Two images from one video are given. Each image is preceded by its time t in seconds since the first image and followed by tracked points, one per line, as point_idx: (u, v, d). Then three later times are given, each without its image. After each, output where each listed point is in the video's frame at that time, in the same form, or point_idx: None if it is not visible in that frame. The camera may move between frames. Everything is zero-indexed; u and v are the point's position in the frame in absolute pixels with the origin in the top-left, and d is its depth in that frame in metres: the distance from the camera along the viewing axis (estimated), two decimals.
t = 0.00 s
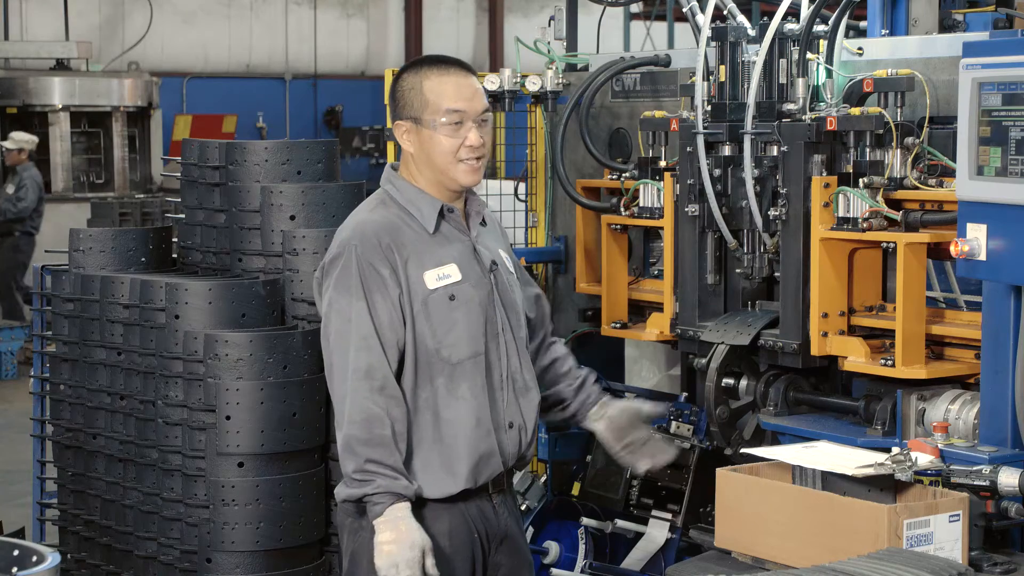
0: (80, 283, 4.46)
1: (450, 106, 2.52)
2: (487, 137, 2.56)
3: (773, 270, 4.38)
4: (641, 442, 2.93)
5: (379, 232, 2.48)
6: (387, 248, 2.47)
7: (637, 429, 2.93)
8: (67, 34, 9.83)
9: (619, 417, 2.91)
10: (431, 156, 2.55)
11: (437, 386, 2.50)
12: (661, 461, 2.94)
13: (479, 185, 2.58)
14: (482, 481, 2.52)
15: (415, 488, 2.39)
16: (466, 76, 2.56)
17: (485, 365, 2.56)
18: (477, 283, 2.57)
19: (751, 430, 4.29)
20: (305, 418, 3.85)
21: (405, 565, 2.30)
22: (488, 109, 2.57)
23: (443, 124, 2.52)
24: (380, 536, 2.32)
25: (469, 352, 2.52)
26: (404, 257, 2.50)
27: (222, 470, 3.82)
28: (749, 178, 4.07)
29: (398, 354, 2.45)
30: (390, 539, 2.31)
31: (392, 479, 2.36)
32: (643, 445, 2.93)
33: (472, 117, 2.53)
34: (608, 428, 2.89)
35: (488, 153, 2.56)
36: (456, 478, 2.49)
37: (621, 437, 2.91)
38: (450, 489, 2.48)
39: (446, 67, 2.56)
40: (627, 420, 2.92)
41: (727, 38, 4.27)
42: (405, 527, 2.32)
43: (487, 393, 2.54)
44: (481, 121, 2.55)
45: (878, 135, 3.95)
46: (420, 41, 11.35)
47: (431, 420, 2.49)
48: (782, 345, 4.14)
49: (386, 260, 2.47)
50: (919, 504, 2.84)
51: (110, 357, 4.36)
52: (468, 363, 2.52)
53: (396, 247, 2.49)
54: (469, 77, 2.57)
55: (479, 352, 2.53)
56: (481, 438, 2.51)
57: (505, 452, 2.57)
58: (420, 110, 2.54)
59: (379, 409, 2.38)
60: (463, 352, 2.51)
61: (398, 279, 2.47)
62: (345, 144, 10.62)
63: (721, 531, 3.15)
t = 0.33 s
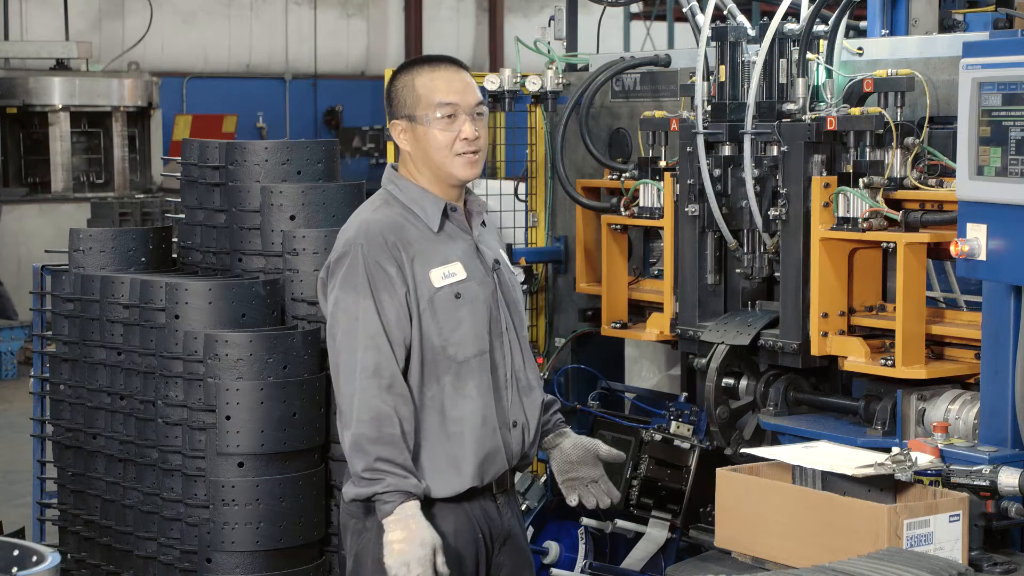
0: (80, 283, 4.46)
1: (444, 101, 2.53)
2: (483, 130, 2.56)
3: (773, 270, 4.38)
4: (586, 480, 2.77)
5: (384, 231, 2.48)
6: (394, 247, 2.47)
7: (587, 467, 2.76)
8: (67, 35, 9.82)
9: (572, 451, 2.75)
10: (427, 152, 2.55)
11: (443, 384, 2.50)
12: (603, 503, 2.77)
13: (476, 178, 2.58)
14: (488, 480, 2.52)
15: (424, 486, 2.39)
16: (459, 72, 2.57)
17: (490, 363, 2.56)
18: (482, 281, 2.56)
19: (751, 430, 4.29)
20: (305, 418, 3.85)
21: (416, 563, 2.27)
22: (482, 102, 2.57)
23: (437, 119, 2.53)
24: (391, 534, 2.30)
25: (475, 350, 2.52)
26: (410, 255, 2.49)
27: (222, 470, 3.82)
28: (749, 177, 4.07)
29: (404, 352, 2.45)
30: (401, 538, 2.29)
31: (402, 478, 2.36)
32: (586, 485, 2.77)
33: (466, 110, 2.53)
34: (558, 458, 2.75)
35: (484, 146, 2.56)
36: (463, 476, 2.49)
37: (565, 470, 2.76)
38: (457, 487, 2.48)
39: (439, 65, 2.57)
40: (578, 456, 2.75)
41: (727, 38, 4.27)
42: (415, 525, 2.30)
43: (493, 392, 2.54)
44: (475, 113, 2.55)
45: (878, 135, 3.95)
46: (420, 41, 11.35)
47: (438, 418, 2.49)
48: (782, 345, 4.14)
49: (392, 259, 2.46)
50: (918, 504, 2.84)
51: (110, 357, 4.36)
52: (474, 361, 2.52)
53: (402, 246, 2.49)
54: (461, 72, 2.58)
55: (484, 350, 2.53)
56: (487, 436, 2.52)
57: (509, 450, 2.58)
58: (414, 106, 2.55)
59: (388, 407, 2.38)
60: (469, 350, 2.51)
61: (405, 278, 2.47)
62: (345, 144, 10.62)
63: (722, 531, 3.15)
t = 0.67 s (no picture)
0: (80, 283, 4.46)
1: (446, 100, 2.53)
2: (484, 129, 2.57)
3: (773, 270, 4.38)
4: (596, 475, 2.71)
5: (378, 229, 2.48)
6: (386, 246, 2.47)
7: (598, 462, 2.71)
8: (67, 35, 9.82)
9: (583, 444, 2.71)
10: (430, 151, 2.55)
11: (436, 384, 2.50)
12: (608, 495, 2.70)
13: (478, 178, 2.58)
14: (482, 480, 2.52)
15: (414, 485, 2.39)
16: (461, 72, 2.58)
17: (484, 364, 2.56)
18: (476, 282, 2.56)
19: (751, 430, 4.29)
20: (305, 418, 3.84)
21: (405, 562, 2.27)
22: (486, 102, 2.57)
23: (439, 118, 2.53)
24: (380, 533, 2.30)
25: (467, 350, 2.51)
26: (403, 254, 2.50)
27: (222, 470, 3.82)
28: (749, 177, 4.07)
29: (396, 352, 2.45)
30: (389, 536, 2.29)
31: (392, 476, 2.36)
32: (597, 479, 2.71)
33: (469, 109, 2.54)
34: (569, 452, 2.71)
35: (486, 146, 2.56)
36: (455, 476, 2.49)
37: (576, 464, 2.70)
38: (449, 487, 2.48)
39: (441, 64, 2.58)
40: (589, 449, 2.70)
41: (727, 38, 4.27)
42: (404, 524, 2.31)
43: (486, 392, 2.54)
44: (478, 114, 2.55)
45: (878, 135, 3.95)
46: (420, 41, 11.35)
47: (430, 418, 2.49)
48: (782, 345, 4.14)
49: (385, 258, 2.47)
50: (919, 503, 2.84)
51: (110, 357, 4.36)
52: (466, 361, 2.52)
53: (396, 245, 2.49)
54: (463, 72, 2.58)
55: (477, 350, 2.53)
56: (480, 436, 2.51)
57: (504, 451, 2.57)
58: (418, 106, 2.55)
59: (378, 406, 2.39)
60: (462, 350, 2.51)
61: (397, 277, 2.47)
62: (345, 144, 10.62)
63: (722, 531, 3.15)
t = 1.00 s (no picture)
0: (80, 283, 4.46)
1: (451, 105, 2.53)
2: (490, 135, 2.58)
3: (773, 270, 4.38)
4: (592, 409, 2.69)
5: (377, 224, 2.49)
6: (384, 241, 2.48)
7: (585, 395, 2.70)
8: (66, 35, 9.82)
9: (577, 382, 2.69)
10: (436, 156, 2.55)
11: (432, 379, 2.50)
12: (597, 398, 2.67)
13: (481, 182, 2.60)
14: (477, 477, 2.52)
15: (403, 481, 2.40)
16: (465, 76, 2.57)
17: (481, 360, 2.56)
18: (475, 278, 2.56)
19: (751, 430, 4.29)
20: (305, 418, 3.83)
21: (388, 559, 2.31)
22: (490, 107, 2.58)
23: (445, 125, 2.53)
24: (364, 528, 2.32)
25: (464, 346, 2.51)
26: (402, 249, 2.50)
27: (222, 470, 3.83)
28: (749, 177, 4.07)
29: (392, 347, 2.45)
30: (375, 532, 2.32)
31: (379, 472, 2.36)
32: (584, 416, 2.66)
33: (476, 115, 2.55)
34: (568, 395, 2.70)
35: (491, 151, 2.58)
36: (449, 472, 2.48)
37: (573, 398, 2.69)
38: (443, 483, 2.48)
39: (446, 68, 2.57)
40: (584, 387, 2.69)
41: (727, 38, 4.27)
42: (389, 521, 2.33)
43: (482, 388, 2.54)
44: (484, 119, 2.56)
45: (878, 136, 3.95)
46: (420, 41, 11.35)
47: (426, 413, 2.50)
48: (782, 345, 4.14)
49: (383, 253, 2.47)
50: (918, 504, 2.84)
51: (110, 357, 4.36)
52: (463, 357, 2.52)
53: (394, 241, 2.49)
54: (467, 76, 2.58)
55: (474, 347, 2.53)
56: (475, 433, 2.51)
57: (499, 447, 2.57)
58: (424, 111, 2.54)
59: (369, 400, 2.39)
60: (459, 346, 2.51)
61: (395, 273, 2.48)
62: (345, 144, 10.61)
63: (722, 531, 3.15)
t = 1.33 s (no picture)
0: (80, 283, 4.45)
1: (443, 104, 2.53)
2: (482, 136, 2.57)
3: (773, 270, 4.38)
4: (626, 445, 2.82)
5: (371, 229, 2.49)
6: (380, 245, 2.48)
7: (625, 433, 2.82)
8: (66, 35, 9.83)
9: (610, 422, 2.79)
10: (424, 154, 2.55)
11: (433, 380, 2.50)
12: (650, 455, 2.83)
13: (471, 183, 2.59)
14: (478, 476, 2.52)
15: (408, 484, 2.40)
16: (461, 76, 2.57)
17: (481, 359, 2.56)
18: (472, 277, 2.57)
19: (751, 430, 4.29)
20: (306, 418, 3.84)
21: (398, 561, 2.31)
22: (485, 110, 2.57)
23: (436, 123, 2.52)
24: (374, 531, 2.32)
25: (464, 346, 2.52)
26: (398, 252, 2.50)
27: (222, 470, 3.82)
28: (749, 177, 4.07)
29: (392, 349, 2.45)
30: (383, 535, 2.31)
31: (385, 475, 2.36)
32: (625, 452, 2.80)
33: (467, 116, 2.54)
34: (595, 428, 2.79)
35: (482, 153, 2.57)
36: (452, 473, 2.48)
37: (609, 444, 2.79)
38: (445, 484, 2.48)
39: (442, 67, 2.57)
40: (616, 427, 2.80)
41: (727, 38, 4.27)
42: (398, 523, 2.33)
43: (483, 387, 2.54)
44: (476, 121, 2.55)
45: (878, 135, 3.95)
46: (420, 41, 11.35)
47: (427, 414, 2.49)
48: (782, 345, 4.14)
49: (379, 256, 2.47)
50: (919, 503, 2.84)
51: (110, 357, 4.36)
52: (464, 357, 2.52)
53: (389, 244, 2.49)
54: (463, 76, 2.58)
55: (474, 346, 2.53)
56: (477, 432, 2.51)
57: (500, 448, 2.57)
58: (416, 109, 2.55)
59: (371, 405, 2.38)
60: (459, 346, 2.51)
61: (392, 275, 2.48)
62: (345, 144, 10.61)
63: (722, 531, 3.15)
